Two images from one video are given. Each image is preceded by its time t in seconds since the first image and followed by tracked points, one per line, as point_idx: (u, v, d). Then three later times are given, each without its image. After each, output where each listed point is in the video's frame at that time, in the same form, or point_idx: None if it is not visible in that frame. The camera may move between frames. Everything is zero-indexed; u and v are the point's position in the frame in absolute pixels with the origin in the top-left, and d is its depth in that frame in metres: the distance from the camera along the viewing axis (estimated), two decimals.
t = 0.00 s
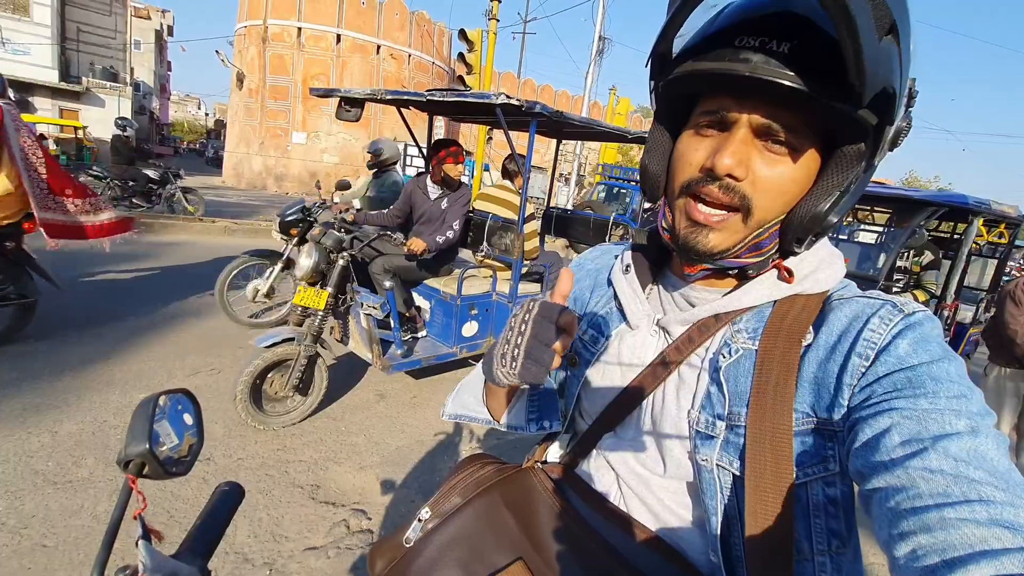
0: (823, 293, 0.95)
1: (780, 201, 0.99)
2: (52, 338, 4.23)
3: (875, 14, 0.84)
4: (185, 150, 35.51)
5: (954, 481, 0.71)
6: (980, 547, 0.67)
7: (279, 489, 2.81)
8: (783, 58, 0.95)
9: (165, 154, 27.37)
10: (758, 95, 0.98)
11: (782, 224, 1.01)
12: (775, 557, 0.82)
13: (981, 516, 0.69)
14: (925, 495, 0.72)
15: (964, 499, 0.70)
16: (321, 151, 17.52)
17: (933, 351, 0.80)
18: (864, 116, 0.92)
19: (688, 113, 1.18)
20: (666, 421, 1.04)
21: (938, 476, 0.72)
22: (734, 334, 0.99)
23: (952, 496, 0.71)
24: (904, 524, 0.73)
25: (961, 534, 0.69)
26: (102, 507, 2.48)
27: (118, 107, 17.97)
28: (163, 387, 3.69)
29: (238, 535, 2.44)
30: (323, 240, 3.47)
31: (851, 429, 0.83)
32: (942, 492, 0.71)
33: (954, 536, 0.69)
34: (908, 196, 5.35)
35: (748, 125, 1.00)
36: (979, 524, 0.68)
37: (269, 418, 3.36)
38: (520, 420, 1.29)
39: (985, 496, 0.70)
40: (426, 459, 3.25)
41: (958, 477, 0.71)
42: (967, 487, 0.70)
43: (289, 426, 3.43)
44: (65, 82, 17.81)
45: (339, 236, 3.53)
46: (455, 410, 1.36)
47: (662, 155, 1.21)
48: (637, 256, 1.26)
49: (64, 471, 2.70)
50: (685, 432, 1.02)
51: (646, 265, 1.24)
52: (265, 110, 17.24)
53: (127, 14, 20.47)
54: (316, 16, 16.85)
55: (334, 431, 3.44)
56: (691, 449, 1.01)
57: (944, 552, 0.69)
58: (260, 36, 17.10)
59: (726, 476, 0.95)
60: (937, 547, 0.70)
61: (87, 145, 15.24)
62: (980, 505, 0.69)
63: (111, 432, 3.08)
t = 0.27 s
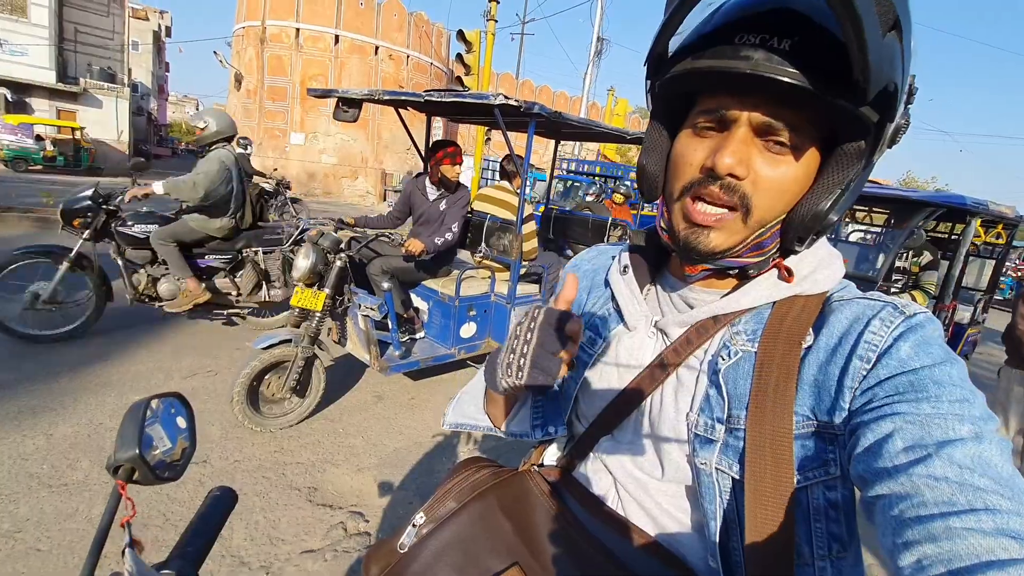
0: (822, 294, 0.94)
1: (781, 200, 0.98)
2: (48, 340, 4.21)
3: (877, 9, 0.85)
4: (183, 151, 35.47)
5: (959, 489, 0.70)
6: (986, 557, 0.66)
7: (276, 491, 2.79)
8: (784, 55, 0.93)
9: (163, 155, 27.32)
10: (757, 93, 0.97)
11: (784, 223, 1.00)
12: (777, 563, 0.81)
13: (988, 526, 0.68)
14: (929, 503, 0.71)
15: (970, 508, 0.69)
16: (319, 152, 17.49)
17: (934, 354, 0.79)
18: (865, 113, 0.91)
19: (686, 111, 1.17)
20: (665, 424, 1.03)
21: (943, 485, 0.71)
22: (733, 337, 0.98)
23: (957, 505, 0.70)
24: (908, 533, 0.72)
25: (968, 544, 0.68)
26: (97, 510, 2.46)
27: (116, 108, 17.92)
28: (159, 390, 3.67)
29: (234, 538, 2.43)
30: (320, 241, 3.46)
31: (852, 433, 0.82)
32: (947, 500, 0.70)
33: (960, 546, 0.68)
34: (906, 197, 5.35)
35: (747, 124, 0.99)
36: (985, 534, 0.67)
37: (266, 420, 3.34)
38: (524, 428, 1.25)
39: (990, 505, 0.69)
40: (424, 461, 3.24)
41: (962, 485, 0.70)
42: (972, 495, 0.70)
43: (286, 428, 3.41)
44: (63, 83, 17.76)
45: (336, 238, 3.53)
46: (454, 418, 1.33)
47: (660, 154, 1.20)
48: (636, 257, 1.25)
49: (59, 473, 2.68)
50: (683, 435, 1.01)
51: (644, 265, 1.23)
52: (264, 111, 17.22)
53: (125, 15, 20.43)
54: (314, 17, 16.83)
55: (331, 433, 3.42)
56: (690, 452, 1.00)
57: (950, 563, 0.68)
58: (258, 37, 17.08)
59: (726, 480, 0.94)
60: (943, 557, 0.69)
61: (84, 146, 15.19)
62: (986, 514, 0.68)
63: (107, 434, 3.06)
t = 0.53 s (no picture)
0: (813, 291, 0.94)
1: (764, 198, 0.98)
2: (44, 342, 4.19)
3: (838, 8, 0.86)
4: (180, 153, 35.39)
5: (947, 480, 0.70)
6: (974, 546, 0.66)
7: (272, 493, 2.78)
8: (754, 56, 0.94)
9: (159, 157, 27.23)
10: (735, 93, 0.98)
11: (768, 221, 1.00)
12: (770, 557, 0.80)
13: (975, 517, 0.68)
14: (918, 495, 0.71)
15: (958, 499, 0.69)
16: (317, 154, 17.47)
17: (924, 348, 0.79)
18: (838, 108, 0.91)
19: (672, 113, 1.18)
20: (659, 420, 1.03)
21: (932, 476, 0.71)
22: (725, 333, 0.98)
23: (946, 496, 0.70)
24: (897, 524, 0.72)
25: (955, 534, 0.68)
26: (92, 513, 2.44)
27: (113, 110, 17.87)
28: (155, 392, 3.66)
29: (230, 540, 2.42)
30: (317, 242, 3.44)
31: (843, 426, 0.82)
32: (935, 491, 0.70)
33: (947, 537, 0.68)
34: (902, 197, 5.36)
35: (727, 123, 0.99)
36: (972, 525, 0.67)
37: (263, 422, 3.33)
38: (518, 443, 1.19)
39: (978, 496, 0.69)
40: (421, 462, 3.23)
41: (951, 477, 0.70)
42: (961, 486, 0.70)
43: (282, 430, 3.41)
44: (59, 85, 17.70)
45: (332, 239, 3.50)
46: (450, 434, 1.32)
47: (648, 156, 1.21)
48: (629, 255, 1.25)
49: (54, 476, 2.67)
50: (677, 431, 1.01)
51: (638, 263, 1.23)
52: (261, 113, 17.20)
53: (121, 17, 20.38)
54: (311, 19, 16.81)
55: (328, 435, 3.42)
56: (683, 447, 1.00)
57: (938, 552, 0.68)
58: (255, 39, 17.05)
59: (718, 474, 0.94)
60: (930, 547, 0.69)
61: (80, 149, 15.14)
62: (973, 505, 0.68)
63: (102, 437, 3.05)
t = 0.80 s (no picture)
0: (809, 287, 0.94)
1: (749, 190, 0.98)
2: (41, 350, 4.18)
3: None
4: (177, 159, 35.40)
5: (947, 482, 0.70)
6: (973, 548, 0.66)
7: (270, 498, 2.77)
8: (717, 51, 0.94)
9: (156, 164, 27.22)
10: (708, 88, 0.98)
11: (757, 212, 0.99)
12: (770, 558, 0.80)
13: (975, 518, 0.67)
14: (917, 496, 0.71)
15: (957, 500, 0.69)
16: (313, 159, 17.47)
17: (921, 346, 0.79)
18: (808, 93, 0.90)
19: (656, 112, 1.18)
20: (655, 418, 1.03)
21: (931, 478, 0.71)
22: (722, 330, 0.97)
23: (945, 498, 0.69)
24: (896, 525, 0.72)
25: (954, 536, 0.67)
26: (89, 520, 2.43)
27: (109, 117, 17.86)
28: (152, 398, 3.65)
29: (229, 547, 2.41)
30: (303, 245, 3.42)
31: (840, 425, 0.82)
32: (936, 493, 0.70)
33: (946, 538, 0.68)
34: (897, 194, 5.37)
35: (704, 119, 1.00)
36: (972, 526, 0.67)
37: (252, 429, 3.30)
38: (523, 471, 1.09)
39: (977, 497, 0.69)
40: (420, 466, 3.22)
41: (951, 478, 0.70)
42: (960, 488, 0.69)
43: (281, 435, 3.40)
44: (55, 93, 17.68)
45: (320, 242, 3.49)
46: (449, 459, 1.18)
47: (635, 156, 1.21)
48: (624, 252, 1.25)
49: (51, 484, 2.66)
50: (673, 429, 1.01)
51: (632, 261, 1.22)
52: (257, 119, 17.20)
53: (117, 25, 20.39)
54: (306, 24, 16.82)
55: (327, 439, 3.41)
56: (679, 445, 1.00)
57: (937, 554, 0.68)
58: (251, 45, 17.05)
59: (715, 472, 0.94)
60: (930, 548, 0.68)
61: (77, 156, 15.12)
62: (973, 506, 0.68)
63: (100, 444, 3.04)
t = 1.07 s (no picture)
0: (806, 282, 0.94)
1: (738, 184, 0.98)
2: (39, 357, 4.17)
3: None
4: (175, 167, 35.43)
5: (942, 473, 0.70)
6: (969, 539, 0.66)
7: (270, 503, 2.76)
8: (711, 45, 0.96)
9: (155, 171, 27.25)
10: (701, 82, 0.99)
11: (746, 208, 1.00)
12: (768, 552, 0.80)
13: (969, 508, 0.68)
14: (913, 488, 0.71)
15: (952, 491, 0.69)
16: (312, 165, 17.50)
17: (916, 340, 0.80)
18: (796, 89, 0.92)
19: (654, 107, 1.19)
20: (654, 414, 1.03)
21: (926, 469, 0.71)
22: (720, 325, 0.98)
23: (940, 489, 0.70)
24: (892, 517, 0.73)
25: (949, 526, 0.68)
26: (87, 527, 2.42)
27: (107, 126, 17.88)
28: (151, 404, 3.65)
29: (229, 552, 2.40)
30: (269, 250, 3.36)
31: (837, 418, 0.82)
32: (931, 485, 0.70)
33: (941, 529, 0.68)
34: (893, 195, 5.39)
35: (697, 113, 1.01)
36: (967, 517, 0.67)
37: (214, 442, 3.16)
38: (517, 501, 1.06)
39: (972, 488, 0.69)
40: (419, 469, 3.22)
41: (945, 469, 0.70)
42: (955, 479, 0.70)
43: (280, 440, 3.39)
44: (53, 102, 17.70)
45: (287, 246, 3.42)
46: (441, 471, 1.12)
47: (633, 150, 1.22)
48: (622, 248, 1.25)
49: (49, 491, 2.65)
50: (672, 423, 1.01)
51: (629, 258, 1.22)
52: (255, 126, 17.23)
53: (115, 34, 20.42)
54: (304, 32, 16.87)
55: (327, 444, 3.40)
56: (678, 440, 1.00)
57: (933, 546, 0.68)
58: (248, 52, 17.09)
59: (711, 467, 0.94)
60: (925, 540, 0.69)
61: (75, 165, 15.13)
62: (968, 497, 0.68)
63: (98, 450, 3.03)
